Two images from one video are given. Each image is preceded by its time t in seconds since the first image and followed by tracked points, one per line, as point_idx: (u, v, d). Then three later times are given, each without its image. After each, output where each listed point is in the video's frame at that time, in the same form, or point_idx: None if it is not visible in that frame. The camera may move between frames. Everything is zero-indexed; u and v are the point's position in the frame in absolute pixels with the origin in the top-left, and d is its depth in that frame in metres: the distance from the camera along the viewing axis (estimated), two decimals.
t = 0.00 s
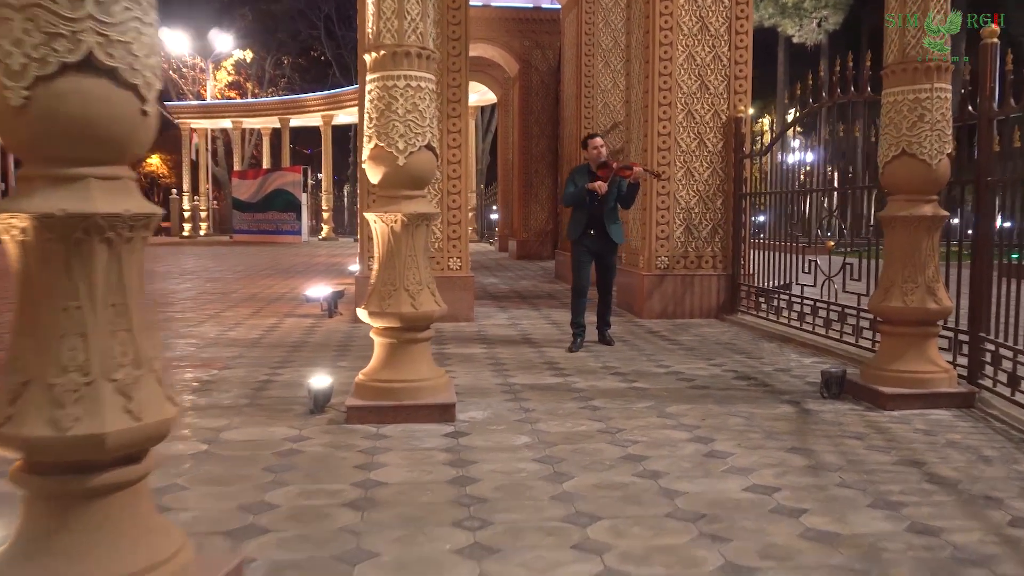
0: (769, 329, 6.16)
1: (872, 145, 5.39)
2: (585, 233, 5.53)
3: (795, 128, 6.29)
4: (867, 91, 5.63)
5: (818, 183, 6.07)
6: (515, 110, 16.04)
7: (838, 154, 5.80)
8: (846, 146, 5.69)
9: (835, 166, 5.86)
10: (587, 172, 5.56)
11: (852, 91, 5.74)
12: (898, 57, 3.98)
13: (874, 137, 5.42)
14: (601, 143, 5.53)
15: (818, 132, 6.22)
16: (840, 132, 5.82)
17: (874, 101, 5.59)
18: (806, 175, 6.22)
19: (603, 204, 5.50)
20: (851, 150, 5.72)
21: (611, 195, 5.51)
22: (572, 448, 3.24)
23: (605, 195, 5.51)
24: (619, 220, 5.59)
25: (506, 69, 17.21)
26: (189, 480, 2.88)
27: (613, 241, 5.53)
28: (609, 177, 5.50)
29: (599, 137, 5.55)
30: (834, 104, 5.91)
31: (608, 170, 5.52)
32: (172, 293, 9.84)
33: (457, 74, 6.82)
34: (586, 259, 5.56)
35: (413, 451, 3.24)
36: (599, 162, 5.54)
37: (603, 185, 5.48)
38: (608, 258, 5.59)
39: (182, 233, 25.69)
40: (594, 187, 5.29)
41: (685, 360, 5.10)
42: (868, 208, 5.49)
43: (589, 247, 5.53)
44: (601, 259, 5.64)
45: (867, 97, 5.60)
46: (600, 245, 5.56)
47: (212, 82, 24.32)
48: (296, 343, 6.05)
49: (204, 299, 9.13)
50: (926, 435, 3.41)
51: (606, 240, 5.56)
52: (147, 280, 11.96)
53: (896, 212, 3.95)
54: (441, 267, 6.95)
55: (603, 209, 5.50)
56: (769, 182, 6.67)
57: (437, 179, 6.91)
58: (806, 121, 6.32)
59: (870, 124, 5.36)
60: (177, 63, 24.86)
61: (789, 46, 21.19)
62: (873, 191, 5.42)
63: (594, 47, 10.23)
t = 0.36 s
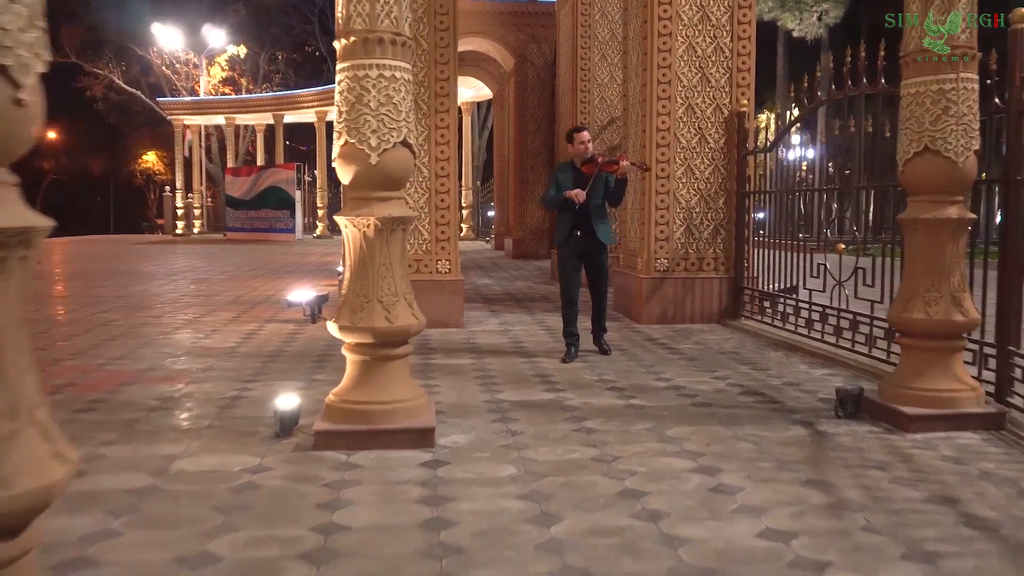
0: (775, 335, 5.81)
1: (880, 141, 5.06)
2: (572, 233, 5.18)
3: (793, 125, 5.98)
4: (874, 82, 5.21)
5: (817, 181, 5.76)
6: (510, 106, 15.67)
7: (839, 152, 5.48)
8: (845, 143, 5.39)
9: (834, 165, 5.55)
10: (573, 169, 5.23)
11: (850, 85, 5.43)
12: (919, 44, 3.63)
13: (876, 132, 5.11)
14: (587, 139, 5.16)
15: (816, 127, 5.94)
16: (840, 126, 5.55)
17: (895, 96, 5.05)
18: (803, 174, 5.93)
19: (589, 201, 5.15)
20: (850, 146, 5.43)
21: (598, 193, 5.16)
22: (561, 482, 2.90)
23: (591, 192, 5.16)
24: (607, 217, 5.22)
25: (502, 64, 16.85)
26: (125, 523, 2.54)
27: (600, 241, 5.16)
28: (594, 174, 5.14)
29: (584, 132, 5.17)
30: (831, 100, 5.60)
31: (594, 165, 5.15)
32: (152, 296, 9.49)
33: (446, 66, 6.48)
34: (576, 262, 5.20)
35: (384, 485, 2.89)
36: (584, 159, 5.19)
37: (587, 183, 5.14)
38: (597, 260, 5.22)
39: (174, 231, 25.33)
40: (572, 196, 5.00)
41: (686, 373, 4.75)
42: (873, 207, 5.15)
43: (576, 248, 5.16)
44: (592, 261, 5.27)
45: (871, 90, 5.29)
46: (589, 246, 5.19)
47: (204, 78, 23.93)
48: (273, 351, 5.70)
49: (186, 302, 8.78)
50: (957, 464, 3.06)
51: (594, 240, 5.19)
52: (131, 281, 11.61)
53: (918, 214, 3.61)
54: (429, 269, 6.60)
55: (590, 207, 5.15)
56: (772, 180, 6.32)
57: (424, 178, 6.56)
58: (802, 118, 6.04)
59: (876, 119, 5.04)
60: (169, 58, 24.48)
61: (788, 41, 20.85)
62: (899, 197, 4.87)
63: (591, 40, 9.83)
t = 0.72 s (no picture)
0: (787, 357, 5.40)
1: (889, 146, 4.80)
2: (565, 249, 4.76)
3: (806, 131, 5.63)
4: (885, 84, 4.76)
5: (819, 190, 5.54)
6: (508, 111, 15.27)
7: (858, 160, 5.09)
8: (848, 151, 5.20)
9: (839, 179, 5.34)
10: (560, 181, 4.83)
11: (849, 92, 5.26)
12: (959, 40, 3.22)
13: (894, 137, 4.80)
14: (573, 147, 4.75)
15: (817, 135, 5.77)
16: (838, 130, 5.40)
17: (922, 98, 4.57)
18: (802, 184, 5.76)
19: (580, 214, 4.72)
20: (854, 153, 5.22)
21: (589, 204, 4.73)
22: (553, 548, 2.49)
23: (581, 205, 4.73)
24: (603, 229, 4.76)
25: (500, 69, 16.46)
26: None
27: (597, 255, 4.71)
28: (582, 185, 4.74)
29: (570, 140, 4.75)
30: (831, 109, 5.44)
31: (582, 175, 4.75)
32: (133, 310, 9.09)
33: (435, 69, 6.08)
34: (573, 280, 4.78)
35: (346, 552, 2.48)
36: (571, 169, 4.79)
37: (576, 195, 4.75)
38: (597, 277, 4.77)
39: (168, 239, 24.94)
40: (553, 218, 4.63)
41: (693, 403, 4.34)
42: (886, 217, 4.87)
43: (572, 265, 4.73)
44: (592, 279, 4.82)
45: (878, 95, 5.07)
46: (587, 262, 4.75)
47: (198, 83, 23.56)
48: (248, 375, 5.30)
49: (168, 315, 8.38)
50: (1011, 523, 2.65)
51: (591, 255, 4.75)
52: (115, 292, 11.21)
53: (957, 233, 3.19)
54: (418, 284, 6.19)
55: (580, 220, 4.72)
56: (784, 190, 5.91)
57: (413, 188, 6.15)
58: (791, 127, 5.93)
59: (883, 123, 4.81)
60: (163, 63, 24.12)
61: (791, 44, 20.49)
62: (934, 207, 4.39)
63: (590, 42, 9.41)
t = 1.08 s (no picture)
0: (807, 403, 4.88)
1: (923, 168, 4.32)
2: (567, 287, 4.20)
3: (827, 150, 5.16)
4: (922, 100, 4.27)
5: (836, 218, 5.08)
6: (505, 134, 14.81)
7: (892, 188, 4.58)
8: (874, 175, 4.72)
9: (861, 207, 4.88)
10: (556, 213, 4.28)
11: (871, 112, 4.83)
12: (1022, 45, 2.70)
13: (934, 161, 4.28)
14: (567, 175, 4.17)
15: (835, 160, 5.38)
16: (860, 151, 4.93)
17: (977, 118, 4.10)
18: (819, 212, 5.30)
19: (581, 247, 4.17)
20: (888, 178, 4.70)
21: (591, 235, 4.19)
22: None
23: (581, 237, 4.19)
24: (608, 261, 4.20)
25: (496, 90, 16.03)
26: None
27: (603, 291, 4.16)
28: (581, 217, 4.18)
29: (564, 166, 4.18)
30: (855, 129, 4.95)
31: (580, 205, 4.20)
32: (104, 342, 8.55)
33: (420, 86, 5.60)
34: (574, 321, 4.22)
35: None
36: (568, 199, 4.22)
37: (574, 229, 4.19)
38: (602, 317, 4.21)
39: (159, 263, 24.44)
40: (549, 270, 4.05)
41: (706, 462, 3.81)
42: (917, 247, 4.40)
43: (574, 304, 4.18)
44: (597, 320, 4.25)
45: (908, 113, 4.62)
46: (591, 301, 4.19)
47: (190, 106, 23.15)
48: (209, 423, 4.78)
49: (137, 349, 7.85)
50: None
51: (597, 292, 4.19)
52: (91, 323, 10.68)
53: None
54: (401, 320, 5.67)
55: (581, 254, 4.18)
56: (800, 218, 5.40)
57: (394, 215, 5.64)
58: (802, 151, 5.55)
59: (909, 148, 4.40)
60: (155, 85, 23.73)
61: (793, 67, 20.11)
62: (987, 238, 3.91)
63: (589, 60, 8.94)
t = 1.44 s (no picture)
0: (832, 449, 4.36)
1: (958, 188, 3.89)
2: (585, 321, 3.67)
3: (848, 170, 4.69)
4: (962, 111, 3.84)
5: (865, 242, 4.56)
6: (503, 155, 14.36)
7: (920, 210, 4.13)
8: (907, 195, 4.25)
9: (892, 230, 4.37)
10: (586, 237, 3.78)
11: (904, 125, 4.34)
12: None
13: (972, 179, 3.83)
14: (601, 193, 3.63)
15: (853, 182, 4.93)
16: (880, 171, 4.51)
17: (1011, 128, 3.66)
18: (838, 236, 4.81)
19: (604, 278, 3.61)
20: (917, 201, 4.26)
21: (618, 264, 3.60)
22: None
23: (606, 266, 3.60)
24: (637, 296, 3.65)
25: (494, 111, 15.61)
26: None
27: (626, 331, 3.60)
28: (606, 241, 3.65)
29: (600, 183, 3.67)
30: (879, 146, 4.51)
31: (608, 229, 3.67)
32: (73, 372, 8.03)
33: (404, 98, 5.12)
34: (585, 360, 3.68)
35: None
36: (598, 220, 3.69)
37: (595, 254, 3.63)
38: (620, 358, 3.64)
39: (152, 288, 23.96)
40: (552, 303, 3.53)
41: (724, 526, 3.29)
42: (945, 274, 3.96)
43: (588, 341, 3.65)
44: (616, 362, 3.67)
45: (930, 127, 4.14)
46: (608, 339, 3.64)
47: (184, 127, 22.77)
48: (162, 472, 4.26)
49: (105, 382, 7.32)
50: None
51: (618, 330, 3.63)
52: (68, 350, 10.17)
53: None
54: (382, 354, 5.15)
55: (604, 287, 3.62)
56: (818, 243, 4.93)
57: (375, 240, 5.14)
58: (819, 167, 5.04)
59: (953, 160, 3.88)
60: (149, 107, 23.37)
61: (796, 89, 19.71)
62: None
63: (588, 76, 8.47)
